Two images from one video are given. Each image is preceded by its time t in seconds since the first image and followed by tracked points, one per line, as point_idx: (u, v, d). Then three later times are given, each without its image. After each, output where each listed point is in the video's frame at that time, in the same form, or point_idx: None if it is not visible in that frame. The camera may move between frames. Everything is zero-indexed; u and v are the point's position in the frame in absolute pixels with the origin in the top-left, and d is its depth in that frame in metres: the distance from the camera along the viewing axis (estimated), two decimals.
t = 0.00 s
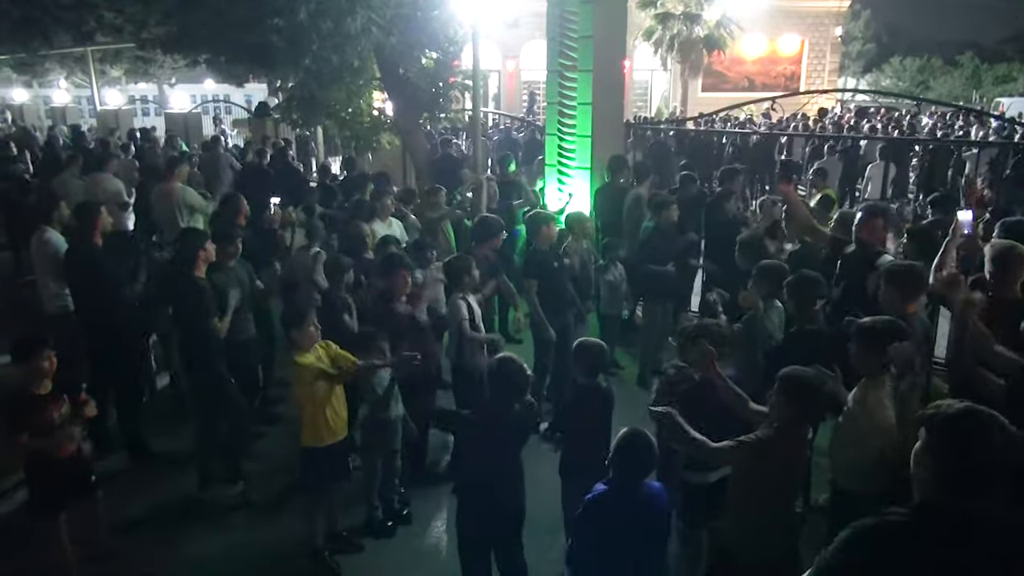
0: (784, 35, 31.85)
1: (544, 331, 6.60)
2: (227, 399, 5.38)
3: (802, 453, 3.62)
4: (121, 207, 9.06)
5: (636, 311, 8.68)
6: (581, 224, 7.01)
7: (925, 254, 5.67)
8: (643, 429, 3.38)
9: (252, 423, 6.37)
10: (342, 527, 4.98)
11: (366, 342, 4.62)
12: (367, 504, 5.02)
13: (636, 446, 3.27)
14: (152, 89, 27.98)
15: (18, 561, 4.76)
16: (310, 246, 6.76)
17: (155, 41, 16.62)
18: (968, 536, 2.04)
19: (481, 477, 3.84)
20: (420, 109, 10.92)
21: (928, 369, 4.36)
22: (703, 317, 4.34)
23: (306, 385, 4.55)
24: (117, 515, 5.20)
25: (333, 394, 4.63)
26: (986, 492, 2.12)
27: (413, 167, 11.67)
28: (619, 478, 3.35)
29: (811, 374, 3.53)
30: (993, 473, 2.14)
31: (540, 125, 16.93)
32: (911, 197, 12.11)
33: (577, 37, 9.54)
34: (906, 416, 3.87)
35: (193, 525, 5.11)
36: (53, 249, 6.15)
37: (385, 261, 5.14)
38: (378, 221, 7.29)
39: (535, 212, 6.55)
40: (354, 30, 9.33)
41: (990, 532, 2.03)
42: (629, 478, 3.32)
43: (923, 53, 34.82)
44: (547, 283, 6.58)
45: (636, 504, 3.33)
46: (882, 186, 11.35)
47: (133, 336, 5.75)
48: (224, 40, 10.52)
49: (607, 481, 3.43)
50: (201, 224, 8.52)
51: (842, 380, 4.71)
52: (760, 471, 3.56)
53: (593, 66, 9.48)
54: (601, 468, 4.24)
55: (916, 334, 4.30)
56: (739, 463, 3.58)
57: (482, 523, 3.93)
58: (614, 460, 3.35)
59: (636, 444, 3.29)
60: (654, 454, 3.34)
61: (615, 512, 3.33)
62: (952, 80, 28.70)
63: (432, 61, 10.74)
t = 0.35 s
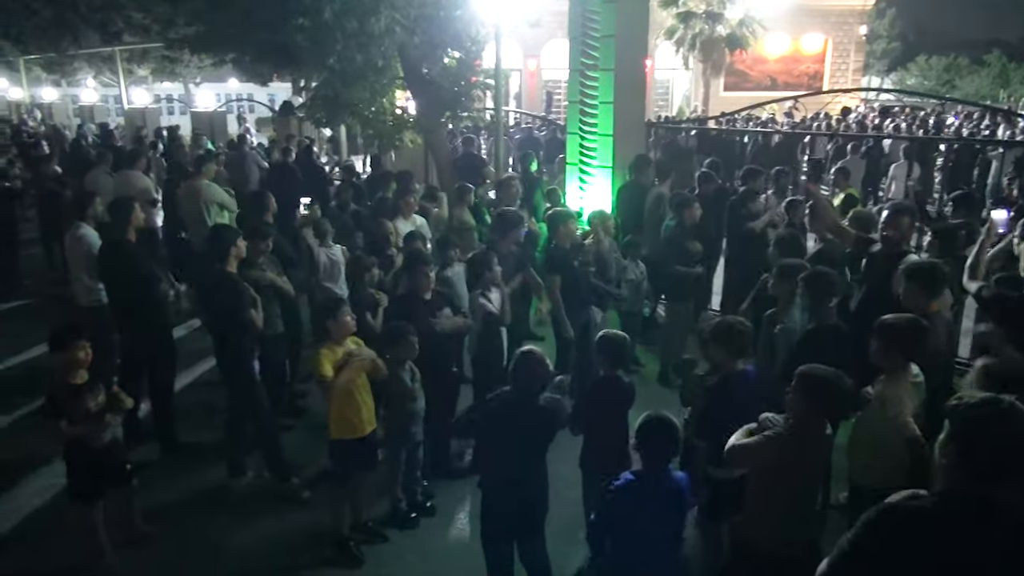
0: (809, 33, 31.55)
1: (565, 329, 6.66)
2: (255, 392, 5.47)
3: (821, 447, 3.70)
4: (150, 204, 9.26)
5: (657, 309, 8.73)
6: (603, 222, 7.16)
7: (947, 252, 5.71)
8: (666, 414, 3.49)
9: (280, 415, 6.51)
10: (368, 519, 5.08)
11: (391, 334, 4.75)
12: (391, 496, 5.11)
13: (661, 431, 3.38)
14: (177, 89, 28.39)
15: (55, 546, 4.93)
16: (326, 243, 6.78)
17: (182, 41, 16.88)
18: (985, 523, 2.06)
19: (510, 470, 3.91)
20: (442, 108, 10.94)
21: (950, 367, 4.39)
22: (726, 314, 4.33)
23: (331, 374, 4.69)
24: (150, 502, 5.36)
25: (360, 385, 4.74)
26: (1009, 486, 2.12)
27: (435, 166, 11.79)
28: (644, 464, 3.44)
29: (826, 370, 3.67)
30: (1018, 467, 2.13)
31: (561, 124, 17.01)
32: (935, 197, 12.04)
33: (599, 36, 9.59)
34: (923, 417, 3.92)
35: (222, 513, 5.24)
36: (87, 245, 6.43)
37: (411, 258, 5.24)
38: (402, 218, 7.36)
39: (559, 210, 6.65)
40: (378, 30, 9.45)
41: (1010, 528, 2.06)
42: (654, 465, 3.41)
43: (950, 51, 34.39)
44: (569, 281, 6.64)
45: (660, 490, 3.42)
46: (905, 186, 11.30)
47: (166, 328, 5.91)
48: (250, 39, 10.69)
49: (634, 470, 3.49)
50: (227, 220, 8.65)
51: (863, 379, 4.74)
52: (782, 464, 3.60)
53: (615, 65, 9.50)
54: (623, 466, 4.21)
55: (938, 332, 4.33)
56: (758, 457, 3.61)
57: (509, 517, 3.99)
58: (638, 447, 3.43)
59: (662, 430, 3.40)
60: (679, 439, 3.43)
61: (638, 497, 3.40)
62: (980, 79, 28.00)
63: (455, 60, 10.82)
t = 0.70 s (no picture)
0: (854, 35, 31.10)
1: (609, 331, 6.70)
2: (306, 389, 5.61)
3: (866, 454, 3.64)
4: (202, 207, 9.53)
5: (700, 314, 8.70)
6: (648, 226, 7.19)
7: (1001, 257, 5.61)
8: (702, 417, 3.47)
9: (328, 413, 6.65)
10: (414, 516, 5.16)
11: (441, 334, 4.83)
12: (438, 494, 5.21)
13: (697, 436, 3.36)
14: (225, 94, 29.03)
15: (116, 535, 5.13)
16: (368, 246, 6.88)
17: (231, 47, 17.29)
18: None
19: (559, 469, 3.97)
20: (486, 112, 11.10)
21: (1006, 373, 4.32)
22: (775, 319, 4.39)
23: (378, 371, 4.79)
24: (204, 495, 5.53)
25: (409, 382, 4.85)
26: None
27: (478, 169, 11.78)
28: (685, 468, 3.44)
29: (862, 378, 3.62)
30: None
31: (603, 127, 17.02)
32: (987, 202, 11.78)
33: (643, 40, 9.62)
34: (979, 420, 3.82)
35: (273, 508, 5.38)
36: (145, 245, 6.74)
37: (459, 260, 5.33)
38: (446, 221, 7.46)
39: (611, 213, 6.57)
40: (425, 35, 9.58)
41: None
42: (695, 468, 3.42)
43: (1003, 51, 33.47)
44: (612, 283, 6.69)
45: (704, 493, 3.40)
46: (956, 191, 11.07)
47: (221, 327, 6.09)
48: (299, 45, 10.93)
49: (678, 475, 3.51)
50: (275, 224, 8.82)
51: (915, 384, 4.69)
52: (832, 470, 3.57)
53: (659, 69, 9.53)
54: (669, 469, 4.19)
55: (993, 338, 4.27)
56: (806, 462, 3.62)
57: (558, 514, 4.05)
58: (678, 451, 3.44)
59: (699, 433, 3.39)
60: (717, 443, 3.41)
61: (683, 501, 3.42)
62: None
63: (498, 65, 10.93)
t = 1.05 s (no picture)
0: (899, 39, 30.43)
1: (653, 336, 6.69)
2: (353, 389, 5.68)
3: (914, 464, 3.62)
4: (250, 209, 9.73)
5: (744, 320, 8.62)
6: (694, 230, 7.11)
7: None
8: (759, 423, 3.41)
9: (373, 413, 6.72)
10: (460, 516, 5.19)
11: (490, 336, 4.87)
12: (482, 496, 5.25)
13: (755, 443, 3.29)
14: (269, 97, 29.55)
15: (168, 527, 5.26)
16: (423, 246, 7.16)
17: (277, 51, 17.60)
18: None
19: (611, 474, 3.97)
20: (529, 116, 11.09)
21: None
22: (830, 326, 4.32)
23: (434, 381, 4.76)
24: (253, 491, 5.63)
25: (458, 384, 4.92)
26: None
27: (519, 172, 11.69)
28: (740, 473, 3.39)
29: (918, 391, 3.56)
30: None
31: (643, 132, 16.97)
32: None
33: (688, 44, 9.60)
34: None
35: (320, 505, 5.47)
36: (198, 246, 6.95)
37: (506, 264, 5.36)
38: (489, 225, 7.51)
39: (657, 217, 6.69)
40: (471, 40, 9.63)
41: None
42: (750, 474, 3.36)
43: None
44: (658, 289, 6.69)
45: (759, 499, 3.36)
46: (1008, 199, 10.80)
47: (270, 327, 6.21)
48: (346, 50, 11.07)
49: (735, 477, 3.47)
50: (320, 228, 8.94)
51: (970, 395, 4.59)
52: (881, 480, 3.56)
53: (704, 74, 9.48)
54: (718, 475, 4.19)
55: None
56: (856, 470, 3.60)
57: (607, 518, 4.07)
58: (734, 455, 3.38)
59: (755, 436, 3.32)
60: (776, 448, 3.33)
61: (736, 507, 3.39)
62: None
63: (541, 69, 10.97)
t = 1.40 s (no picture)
0: (925, 43, 30.12)
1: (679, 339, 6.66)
2: (380, 389, 5.69)
3: (954, 472, 3.56)
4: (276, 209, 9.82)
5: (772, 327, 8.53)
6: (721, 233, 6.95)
7: None
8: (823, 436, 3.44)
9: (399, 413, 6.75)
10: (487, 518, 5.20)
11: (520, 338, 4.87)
12: (509, 497, 5.24)
13: (826, 456, 3.32)
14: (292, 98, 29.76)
15: (195, 524, 5.30)
16: (458, 244, 7.29)
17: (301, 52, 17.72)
18: None
19: (646, 478, 3.96)
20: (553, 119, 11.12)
21: None
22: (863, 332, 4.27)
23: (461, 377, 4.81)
24: (280, 489, 5.67)
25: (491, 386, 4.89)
26: None
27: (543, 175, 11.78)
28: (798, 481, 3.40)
29: (957, 396, 3.53)
30: None
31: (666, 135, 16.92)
32: None
33: (715, 47, 9.55)
34: None
35: (347, 504, 5.49)
36: (226, 245, 7.01)
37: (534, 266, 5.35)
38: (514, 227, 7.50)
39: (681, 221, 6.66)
40: (498, 42, 9.65)
41: None
42: (811, 484, 3.36)
43: None
44: (685, 291, 6.66)
45: (812, 510, 3.36)
46: None
47: (297, 326, 6.26)
48: (371, 51, 11.11)
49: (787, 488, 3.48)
50: (345, 228, 8.98)
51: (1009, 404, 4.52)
52: (918, 488, 3.50)
53: (731, 77, 9.42)
54: (750, 478, 4.18)
55: None
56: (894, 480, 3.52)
57: (637, 521, 4.07)
58: (797, 467, 3.39)
59: (821, 448, 3.37)
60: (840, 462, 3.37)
61: (787, 515, 3.39)
62: None
63: (566, 72, 10.93)
